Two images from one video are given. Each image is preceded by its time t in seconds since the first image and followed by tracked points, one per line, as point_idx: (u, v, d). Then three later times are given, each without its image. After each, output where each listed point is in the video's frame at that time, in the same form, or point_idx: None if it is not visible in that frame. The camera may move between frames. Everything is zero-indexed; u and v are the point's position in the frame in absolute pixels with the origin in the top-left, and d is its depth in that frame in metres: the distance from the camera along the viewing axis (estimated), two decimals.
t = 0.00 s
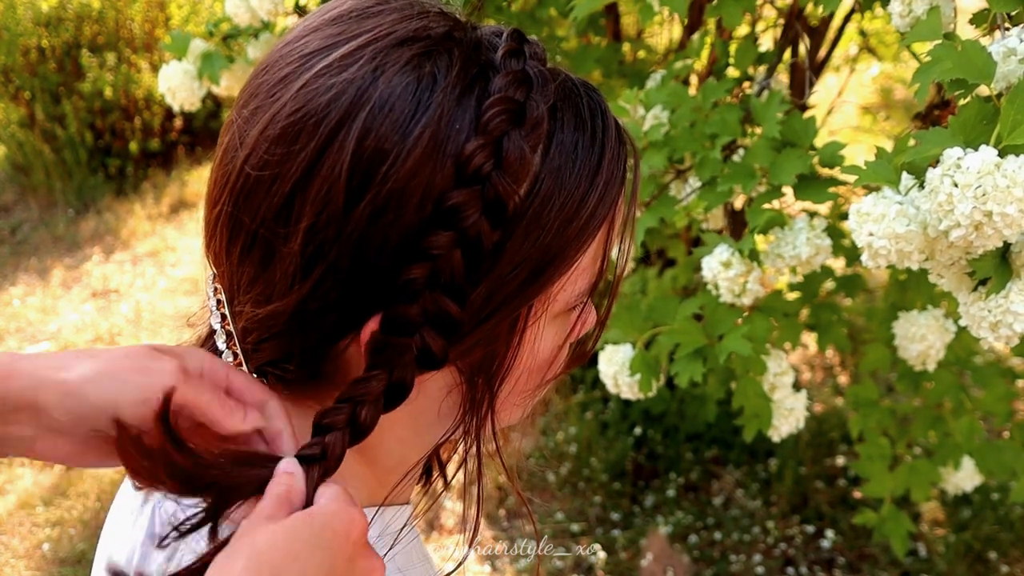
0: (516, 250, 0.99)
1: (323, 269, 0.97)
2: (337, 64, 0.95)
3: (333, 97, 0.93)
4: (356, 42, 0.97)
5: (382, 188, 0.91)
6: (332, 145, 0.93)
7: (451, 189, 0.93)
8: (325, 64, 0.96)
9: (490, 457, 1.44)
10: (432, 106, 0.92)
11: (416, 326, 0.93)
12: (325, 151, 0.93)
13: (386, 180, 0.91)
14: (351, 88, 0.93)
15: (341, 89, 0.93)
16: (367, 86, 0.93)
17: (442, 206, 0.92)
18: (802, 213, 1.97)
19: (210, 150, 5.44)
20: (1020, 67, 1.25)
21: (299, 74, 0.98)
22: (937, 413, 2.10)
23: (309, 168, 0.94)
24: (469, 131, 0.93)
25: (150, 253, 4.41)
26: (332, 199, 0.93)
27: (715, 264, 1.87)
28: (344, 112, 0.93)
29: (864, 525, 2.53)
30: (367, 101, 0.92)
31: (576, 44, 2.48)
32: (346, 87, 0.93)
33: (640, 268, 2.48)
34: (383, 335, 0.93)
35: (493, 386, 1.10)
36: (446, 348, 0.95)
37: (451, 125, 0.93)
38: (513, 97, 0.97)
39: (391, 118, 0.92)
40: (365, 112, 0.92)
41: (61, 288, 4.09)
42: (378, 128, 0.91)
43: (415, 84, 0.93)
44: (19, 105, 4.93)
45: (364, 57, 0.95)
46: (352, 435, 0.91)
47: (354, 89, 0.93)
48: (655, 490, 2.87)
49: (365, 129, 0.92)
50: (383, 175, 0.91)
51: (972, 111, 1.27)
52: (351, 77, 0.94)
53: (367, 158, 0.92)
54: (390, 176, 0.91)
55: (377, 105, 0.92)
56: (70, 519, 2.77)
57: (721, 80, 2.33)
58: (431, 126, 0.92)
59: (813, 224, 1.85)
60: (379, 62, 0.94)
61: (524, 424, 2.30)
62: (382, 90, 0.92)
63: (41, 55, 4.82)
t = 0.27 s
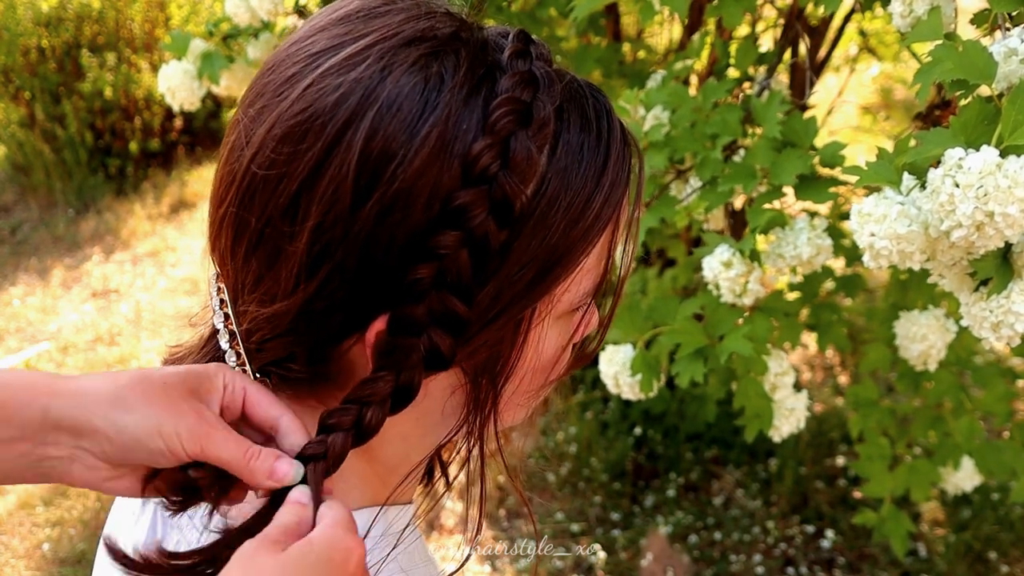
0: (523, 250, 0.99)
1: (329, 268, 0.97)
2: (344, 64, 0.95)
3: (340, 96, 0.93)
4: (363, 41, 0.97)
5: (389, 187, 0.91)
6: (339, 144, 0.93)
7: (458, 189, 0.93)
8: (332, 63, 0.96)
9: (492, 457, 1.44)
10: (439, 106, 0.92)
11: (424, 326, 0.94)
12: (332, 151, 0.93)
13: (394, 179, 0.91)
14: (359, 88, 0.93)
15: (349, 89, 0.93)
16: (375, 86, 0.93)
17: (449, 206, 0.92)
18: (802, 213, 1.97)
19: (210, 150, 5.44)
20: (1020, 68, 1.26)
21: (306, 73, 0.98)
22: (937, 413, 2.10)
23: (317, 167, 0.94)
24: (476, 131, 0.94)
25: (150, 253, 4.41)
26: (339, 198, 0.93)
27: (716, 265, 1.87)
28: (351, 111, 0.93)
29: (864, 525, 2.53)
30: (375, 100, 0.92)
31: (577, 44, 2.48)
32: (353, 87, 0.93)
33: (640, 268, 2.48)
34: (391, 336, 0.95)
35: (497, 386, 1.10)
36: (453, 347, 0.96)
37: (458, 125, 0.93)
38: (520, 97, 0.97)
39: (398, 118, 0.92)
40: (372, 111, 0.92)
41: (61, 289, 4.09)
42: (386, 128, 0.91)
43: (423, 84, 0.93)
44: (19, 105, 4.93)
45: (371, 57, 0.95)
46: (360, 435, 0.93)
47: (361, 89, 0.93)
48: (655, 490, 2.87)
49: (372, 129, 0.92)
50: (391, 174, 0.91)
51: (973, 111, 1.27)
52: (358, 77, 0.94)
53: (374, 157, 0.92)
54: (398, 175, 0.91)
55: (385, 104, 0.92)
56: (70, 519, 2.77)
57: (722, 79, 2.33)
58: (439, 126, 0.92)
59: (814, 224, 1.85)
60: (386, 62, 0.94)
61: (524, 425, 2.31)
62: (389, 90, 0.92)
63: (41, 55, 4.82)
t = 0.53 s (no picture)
0: (520, 249, 0.99)
1: (325, 269, 0.97)
2: (339, 65, 0.95)
3: (335, 97, 0.93)
4: (358, 42, 0.97)
5: (385, 188, 0.91)
6: (334, 145, 0.93)
7: (454, 189, 0.93)
8: (328, 64, 0.96)
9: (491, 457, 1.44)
10: (435, 106, 0.92)
11: (420, 326, 0.96)
12: (327, 152, 0.93)
13: (389, 180, 0.91)
14: (354, 89, 0.93)
15: (344, 89, 0.93)
16: (370, 86, 0.93)
17: (445, 206, 0.93)
18: (802, 213, 1.97)
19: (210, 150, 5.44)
20: (1021, 67, 1.26)
21: (302, 74, 0.98)
22: (937, 413, 2.10)
23: (312, 167, 0.94)
24: (472, 131, 0.94)
25: (150, 253, 4.41)
26: (335, 199, 0.93)
27: (716, 264, 1.87)
28: (347, 112, 0.93)
29: (865, 525, 2.53)
30: (370, 101, 0.92)
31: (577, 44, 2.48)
32: (348, 87, 0.93)
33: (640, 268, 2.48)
34: (389, 337, 0.97)
35: (494, 385, 1.11)
36: (448, 347, 0.98)
37: (454, 125, 0.93)
38: (516, 97, 0.97)
39: (394, 118, 0.92)
40: (368, 112, 0.92)
41: (61, 289, 4.09)
42: (381, 128, 0.91)
43: (418, 84, 0.93)
44: (19, 105, 4.93)
45: (367, 58, 0.95)
46: (361, 432, 0.97)
47: (356, 89, 0.93)
48: (655, 490, 2.87)
49: (368, 129, 0.92)
50: (386, 175, 0.91)
51: (974, 110, 1.27)
52: (353, 77, 0.94)
53: (370, 158, 0.92)
54: (393, 176, 0.91)
55: (380, 104, 0.92)
56: (70, 519, 2.77)
57: (722, 79, 2.33)
58: (434, 126, 0.92)
59: (814, 224, 1.85)
60: (382, 62, 0.94)
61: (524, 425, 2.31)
62: (384, 90, 0.92)
63: (41, 55, 4.82)
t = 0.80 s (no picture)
0: (522, 248, 0.99)
1: (327, 267, 0.97)
2: (341, 64, 0.95)
3: (338, 96, 0.93)
4: (360, 41, 0.97)
5: (387, 186, 0.91)
6: (337, 144, 0.93)
7: (456, 188, 0.93)
8: (330, 63, 0.96)
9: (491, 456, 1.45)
10: (437, 105, 0.92)
11: (422, 324, 0.96)
12: (330, 150, 0.93)
13: (392, 178, 0.91)
14: (356, 87, 0.93)
15: (346, 89, 0.93)
16: (372, 85, 0.93)
17: (447, 205, 0.93)
18: (802, 213, 1.97)
19: (209, 150, 5.44)
20: (1021, 67, 1.26)
21: (304, 73, 0.98)
22: (937, 413, 2.10)
23: (314, 166, 0.94)
24: (474, 130, 0.94)
25: (150, 253, 4.41)
26: (337, 198, 0.93)
27: (716, 264, 1.87)
28: (349, 110, 0.93)
29: (865, 525, 2.53)
30: (372, 100, 0.92)
31: (577, 43, 2.48)
32: (351, 87, 0.93)
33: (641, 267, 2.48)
34: (391, 336, 0.97)
35: (495, 383, 1.11)
36: (450, 345, 0.98)
37: (456, 124, 0.93)
38: (518, 96, 0.97)
39: (396, 117, 0.92)
40: (370, 111, 0.92)
41: (61, 289, 4.09)
42: (384, 127, 0.91)
43: (420, 83, 0.93)
44: (19, 105, 4.93)
45: (369, 57, 0.95)
46: (363, 433, 0.97)
47: (359, 88, 0.93)
48: (655, 490, 2.87)
49: (371, 128, 0.92)
50: (389, 173, 0.91)
51: (974, 110, 1.27)
52: (356, 76, 0.94)
53: (372, 156, 0.91)
54: (396, 175, 0.91)
55: (382, 103, 0.92)
56: (69, 519, 2.77)
57: (721, 79, 2.33)
58: (437, 125, 0.92)
59: (814, 224, 1.85)
60: (384, 61, 0.94)
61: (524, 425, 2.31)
62: (387, 89, 0.92)
63: (41, 55, 4.82)
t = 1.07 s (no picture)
0: (521, 247, 1.00)
1: (328, 265, 0.98)
2: (341, 64, 0.97)
3: (338, 96, 0.95)
4: (360, 42, 0.99)
5: (387, 185, 0.93)
6: (337, 143, 0.94)
7: (456, 186, 0.94)
8: (331, 63, 0.98)
9: (492, 456, 1.46)
10: (436, 104, 0.94)
11: (423, 322, 0.97)
12: (330, 149, 0.94)
13: (392, 177, 0.93)
14: (356, 86, 0.95)
15: (347, 88, 0.95)
16: (372, 85, 0.94)
17: (447, 203, 0.94)
18: (802, 213, 1.98)
19: (211, 150, 5.46)
20: (1019, 68, 1.27)
21: (305, 73, 0.99)
22: (936, 413, 2.11)
23: (315, 165, 0.95)
24: (473, 129, 0.95)
25: (152, 253, 4.43)
26: (337, 196, 0.95)
27: (716, 264, 1.88)
28: (350, 109, 0.94)
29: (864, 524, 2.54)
30: (372, 99, 0.94)
31: (577, 44, 2.50)
32: (351, 86, 0.95)
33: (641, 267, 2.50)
34: (391, 332, 0.97)
35: (494, 382, 1.12)
36: (451, 344, 0.98)
37: (455, 123, 0.95)
38: (517, 95, 0.99)
39: (396, 116, 0.93)
40: (370, 110, 0.93)
41: (63, 288, 4.10)
42: (384, 125, 0.93)
43: (419, 82, 0.95)
44: (21, 105, 4.95)
45: (369, 57, 0.96)
46: (358, 430, 0.97)
47: (359, 88, 0.95)
48: (655, 489, 2.88)
49: (371, 127, 0.93)
50: (389, 172, 0.93)
51: (972, 111, 1.29)
52: (355, 76, 0.95)
53: (372, 155, 0.93)
54: (395, 173, 0.92)
55: (382, 102, 0.94)
56: (72, 518, 2.79)
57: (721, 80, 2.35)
58: (436, 124, 0.94)
59: (813, 224, 1.86)
60: (384, 61, 0.96)
61: (525, 424, 2.32)
62: (387, 89, 0.94)
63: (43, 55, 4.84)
